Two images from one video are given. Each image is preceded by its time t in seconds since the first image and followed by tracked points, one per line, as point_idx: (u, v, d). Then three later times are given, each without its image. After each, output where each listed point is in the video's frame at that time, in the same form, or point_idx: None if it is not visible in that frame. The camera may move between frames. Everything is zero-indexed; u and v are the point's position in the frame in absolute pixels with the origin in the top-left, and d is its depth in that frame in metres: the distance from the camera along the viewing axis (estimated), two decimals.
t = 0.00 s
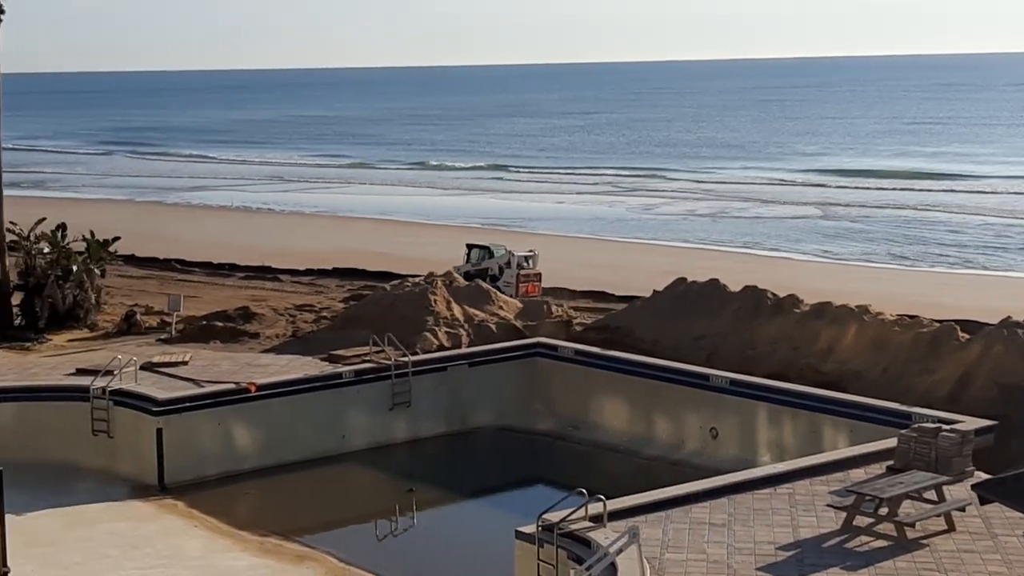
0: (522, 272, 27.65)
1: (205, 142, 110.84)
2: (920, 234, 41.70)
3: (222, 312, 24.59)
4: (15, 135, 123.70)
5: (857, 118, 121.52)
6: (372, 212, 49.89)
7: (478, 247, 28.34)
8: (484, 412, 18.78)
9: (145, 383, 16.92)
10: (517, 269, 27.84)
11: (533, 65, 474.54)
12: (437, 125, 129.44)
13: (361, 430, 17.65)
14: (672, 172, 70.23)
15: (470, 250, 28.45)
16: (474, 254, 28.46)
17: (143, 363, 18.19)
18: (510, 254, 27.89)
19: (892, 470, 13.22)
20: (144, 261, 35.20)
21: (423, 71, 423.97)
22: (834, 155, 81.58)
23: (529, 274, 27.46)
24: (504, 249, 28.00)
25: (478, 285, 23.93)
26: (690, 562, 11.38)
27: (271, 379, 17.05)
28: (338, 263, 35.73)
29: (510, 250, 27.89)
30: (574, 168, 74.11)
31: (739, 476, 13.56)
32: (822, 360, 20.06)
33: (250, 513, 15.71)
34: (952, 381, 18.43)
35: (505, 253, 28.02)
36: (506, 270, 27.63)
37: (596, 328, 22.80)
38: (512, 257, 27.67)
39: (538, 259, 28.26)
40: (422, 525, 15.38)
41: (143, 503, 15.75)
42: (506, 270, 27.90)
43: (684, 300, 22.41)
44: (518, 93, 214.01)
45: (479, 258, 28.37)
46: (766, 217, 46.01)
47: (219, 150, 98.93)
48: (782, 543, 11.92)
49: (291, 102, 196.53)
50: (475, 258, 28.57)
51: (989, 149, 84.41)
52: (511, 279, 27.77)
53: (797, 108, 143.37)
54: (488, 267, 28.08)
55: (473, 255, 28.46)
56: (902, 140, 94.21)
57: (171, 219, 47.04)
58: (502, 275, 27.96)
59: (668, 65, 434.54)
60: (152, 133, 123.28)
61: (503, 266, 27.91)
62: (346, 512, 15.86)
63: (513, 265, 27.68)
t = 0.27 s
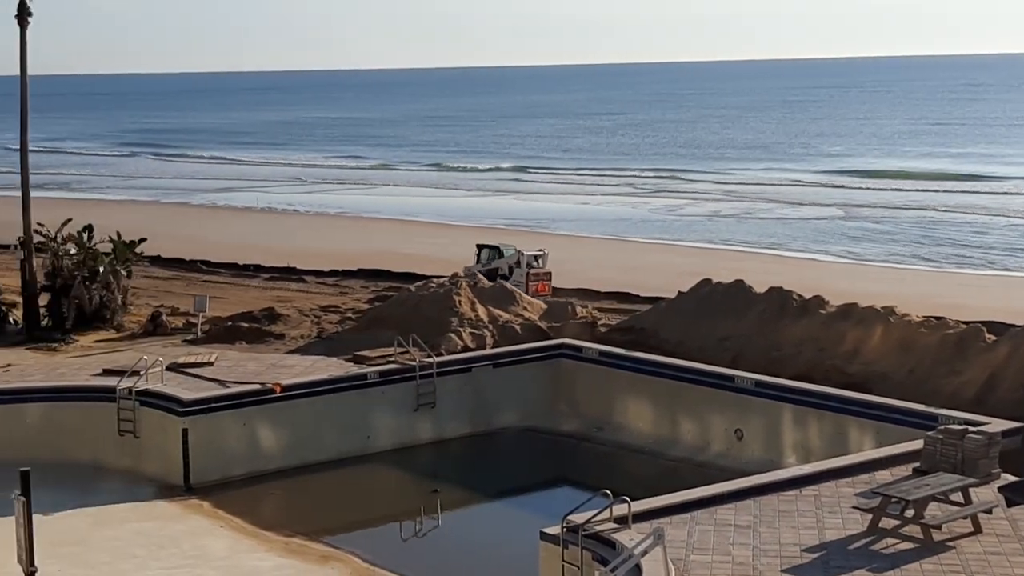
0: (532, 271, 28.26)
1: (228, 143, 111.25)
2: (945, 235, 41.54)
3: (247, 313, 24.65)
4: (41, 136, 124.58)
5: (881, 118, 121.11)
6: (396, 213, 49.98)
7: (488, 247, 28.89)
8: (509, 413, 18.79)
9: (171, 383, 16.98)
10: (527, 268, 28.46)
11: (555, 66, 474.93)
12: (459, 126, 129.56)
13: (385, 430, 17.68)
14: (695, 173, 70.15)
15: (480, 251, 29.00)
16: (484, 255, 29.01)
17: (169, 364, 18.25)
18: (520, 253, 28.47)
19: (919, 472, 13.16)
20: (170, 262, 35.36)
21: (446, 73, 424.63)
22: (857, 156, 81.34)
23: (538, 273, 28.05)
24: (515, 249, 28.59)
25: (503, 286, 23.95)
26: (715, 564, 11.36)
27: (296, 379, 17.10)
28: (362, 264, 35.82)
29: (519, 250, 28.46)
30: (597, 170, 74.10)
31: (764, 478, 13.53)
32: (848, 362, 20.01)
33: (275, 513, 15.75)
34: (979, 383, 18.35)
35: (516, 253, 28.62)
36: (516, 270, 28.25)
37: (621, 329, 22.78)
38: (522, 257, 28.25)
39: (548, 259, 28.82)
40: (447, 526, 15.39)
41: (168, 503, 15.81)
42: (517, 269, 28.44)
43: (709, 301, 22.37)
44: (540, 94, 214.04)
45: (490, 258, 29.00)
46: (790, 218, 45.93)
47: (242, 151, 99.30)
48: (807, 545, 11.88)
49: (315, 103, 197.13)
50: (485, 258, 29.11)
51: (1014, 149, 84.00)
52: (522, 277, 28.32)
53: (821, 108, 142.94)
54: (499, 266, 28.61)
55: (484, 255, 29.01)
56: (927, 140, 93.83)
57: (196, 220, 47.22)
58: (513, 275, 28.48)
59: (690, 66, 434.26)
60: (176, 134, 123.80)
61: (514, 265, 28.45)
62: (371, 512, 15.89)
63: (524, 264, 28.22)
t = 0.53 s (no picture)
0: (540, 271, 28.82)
1: (249, 144, 111.64)
2: (968, 236, 41.41)
3: (270, 313, 24.68)
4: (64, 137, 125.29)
5: (902, 120, 120.72)
6: (418, 214, 50.08)
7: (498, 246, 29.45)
8: (531, 414, 18.80)
9: (194, 384, 17.02)
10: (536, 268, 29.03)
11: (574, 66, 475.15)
12: (480, 127, 129.73)
13: (407, 431, 17.70)
14: (717, 174, 70.09)
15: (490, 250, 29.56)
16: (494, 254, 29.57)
17: (192, 364, 18.28)
18: (529, 253, 29.05)
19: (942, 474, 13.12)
20: (194, 262, 35.50)
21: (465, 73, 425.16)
22: (880, 157, 81.16)
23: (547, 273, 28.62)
24: (523, 249, 29.15)
25: (525, 286, 23.96)
26: (737, 565, 11.35)
27: (319, 379, 17.14)
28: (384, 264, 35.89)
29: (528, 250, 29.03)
30: (618, 171, 74.13)
31: (787, 480, 13.51)
32: (872, 363, 19.96)
33: (298, 513, 15.78)
34: (1003, 385, 18.27)
35: (524, 253, 29.20)
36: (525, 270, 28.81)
37: (643, 329, 22.76)
38: (531, 257, 28.82)
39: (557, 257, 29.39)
40: (470, 526, 15.39)
41: (192, 503, 15.87)
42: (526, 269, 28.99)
43: (732, 301, 22.33)
44: (561, 95, 214.20)
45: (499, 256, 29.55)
46: (813, 219, 45.86)
47: (264, 153, 99.65)
48: (830, 546, 11.86)
49: (335, 105, 197.60)
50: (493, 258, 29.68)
51: None
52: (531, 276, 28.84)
53: (842, 109, 142.62)
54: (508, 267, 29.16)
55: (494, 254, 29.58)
56: (949, 141, 93.49)
57: (219, 221, 47.36)
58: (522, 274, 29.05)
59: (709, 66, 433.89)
60: (197, 135, 124.30)
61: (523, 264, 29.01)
62: (394, 512, 15.89)
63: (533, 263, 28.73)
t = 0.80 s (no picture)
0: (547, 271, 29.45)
1: (269, 144, 111.96)
2: (991, 237, 41.22)
3: (291, 313, 24.73)
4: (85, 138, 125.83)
5: (924, 121, 120.28)
6: (439, 214, 50.15)
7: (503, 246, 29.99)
8: (552, 414, 18.80)
9: (215, 383, 17.06)
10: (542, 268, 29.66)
11: (591, 66, 475.03)
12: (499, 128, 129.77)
13: (428, 431, 17.72)
14: (738, 175, 69.94)
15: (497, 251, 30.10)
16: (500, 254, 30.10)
17: (213, 363, 18.33)
18: (536, 254, 29.71)
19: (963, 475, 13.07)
20: (216, 262, 35.62)
21: (483, 73, 425.61)
22: (902, 158, 80.86)
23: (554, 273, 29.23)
24: (530, 250, 29.80)
25: (545, 287, 23.96)
26: (758, 566, 11.32)
27: (339, 380, 17.17)
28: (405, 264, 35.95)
29: (535, 250, 29.71)
30: (639, 171, 74.07)
31: (808, 481, 13.48)
32: (893, 364, 19.90)
33: (318, 513, 15.81)
34: None
35: (530, 253, 29.86)
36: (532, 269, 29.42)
37: (663, 330, 22.73)
38: (538, 257, 29.46)
39: (562, 260, 30.06)
40: (490, 527, 15.40)
41: (213, 502, 15.92)
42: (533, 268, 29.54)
43: (753, 302, 22.29)
44: (580, 95, 214.06)
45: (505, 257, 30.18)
46: (834, 220, 45.74)
47: (285, 153, 99.90)
48: (851, 548, 11.82)
49: (355, 105, 198.02)
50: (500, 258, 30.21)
51: None
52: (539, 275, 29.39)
53: (863, 110, 142.14)
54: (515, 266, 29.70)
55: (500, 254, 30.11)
56: (971, 142, 93.06)
57: (241, 221, 47.51)
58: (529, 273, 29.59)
59: (726, 66, 433.50)
60: (218, 135, 124.74)
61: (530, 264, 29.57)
62: (414, 512, 15.91)
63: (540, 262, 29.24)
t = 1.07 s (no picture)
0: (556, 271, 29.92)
1: (289, 144, 112.22)
2: (1014, 237, 41.03)
3: (312, 312, 24.77)
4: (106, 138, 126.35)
5: (945, 121, 119.79)
6: (459, 214, 50.18)
7: (513, 245, 30.31)
8: (573, 414, 18.79)
9: (237, 383, 17.10)
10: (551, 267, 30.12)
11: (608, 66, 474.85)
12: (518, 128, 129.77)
13: (449, 431, 17.73)
14: (759, 175, 69.78)
15: (506, 250, 30.40)
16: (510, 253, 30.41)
17: (235, 362, 18.37)
18: (545, 252, 30.13)
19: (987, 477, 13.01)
20: (238, 262, 35.72)
21: (500, 73, 425.81)
22: (923, 158, 80.54)
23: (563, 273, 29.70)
24: (540, 249, 30.21)
25: (566, 287, 23.95)
26: (780, 567, 11.28)
27: (360, 379, 17.19)
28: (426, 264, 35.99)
29: (545, 249, 30.12)
30: (658, 172, 73.99)
31: (830, 482, 13.45)
32: (915, 365, 19.83)
33: (339, 511, 15.83)
34: None
35: (540, 252, 30.29)
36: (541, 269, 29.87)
37: (684, 331, 22.69)
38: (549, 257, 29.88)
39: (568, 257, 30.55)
40: (510, 526, 15.39)
41: (235, 501, 15.95)
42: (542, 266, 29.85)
43: (775, 302, 22.26)
44: (599, 95, 213.94)
45: (514, 255, 30.55)
46: (856, 220, 45.60)
47: (305, 153, 100.12)
48: (873, 549, 11.78)
49: (373, 106, 198.36)
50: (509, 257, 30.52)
51: None
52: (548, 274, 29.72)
53: (883, 110, 141.63)
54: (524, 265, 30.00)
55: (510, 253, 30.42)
56: (993, 142, 92.60)
57: (262, 220, 47.63)
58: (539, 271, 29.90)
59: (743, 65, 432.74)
60: (237, 135, 125.10)
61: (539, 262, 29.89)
62: (435, 512, 15.91)
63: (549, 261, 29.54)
